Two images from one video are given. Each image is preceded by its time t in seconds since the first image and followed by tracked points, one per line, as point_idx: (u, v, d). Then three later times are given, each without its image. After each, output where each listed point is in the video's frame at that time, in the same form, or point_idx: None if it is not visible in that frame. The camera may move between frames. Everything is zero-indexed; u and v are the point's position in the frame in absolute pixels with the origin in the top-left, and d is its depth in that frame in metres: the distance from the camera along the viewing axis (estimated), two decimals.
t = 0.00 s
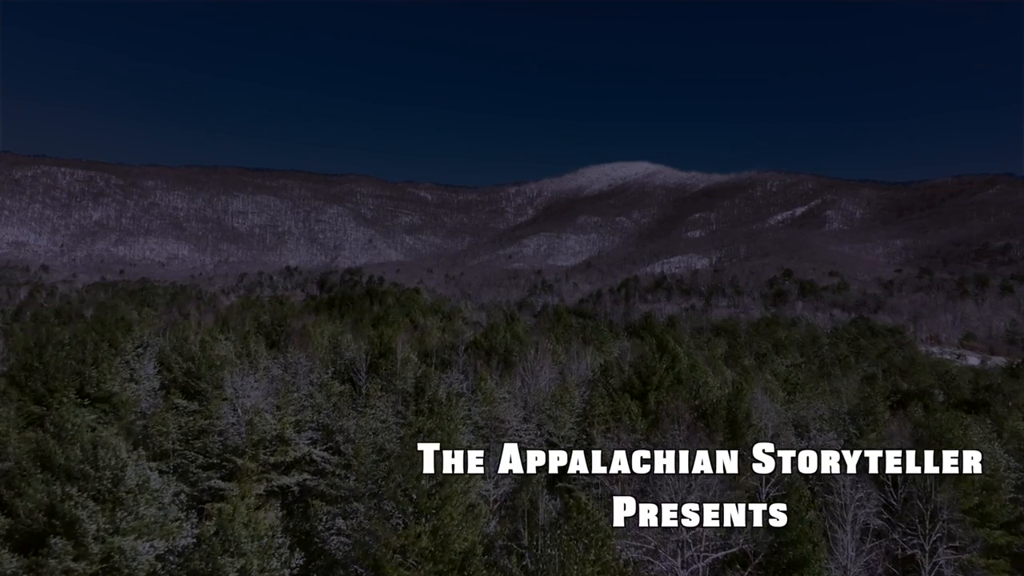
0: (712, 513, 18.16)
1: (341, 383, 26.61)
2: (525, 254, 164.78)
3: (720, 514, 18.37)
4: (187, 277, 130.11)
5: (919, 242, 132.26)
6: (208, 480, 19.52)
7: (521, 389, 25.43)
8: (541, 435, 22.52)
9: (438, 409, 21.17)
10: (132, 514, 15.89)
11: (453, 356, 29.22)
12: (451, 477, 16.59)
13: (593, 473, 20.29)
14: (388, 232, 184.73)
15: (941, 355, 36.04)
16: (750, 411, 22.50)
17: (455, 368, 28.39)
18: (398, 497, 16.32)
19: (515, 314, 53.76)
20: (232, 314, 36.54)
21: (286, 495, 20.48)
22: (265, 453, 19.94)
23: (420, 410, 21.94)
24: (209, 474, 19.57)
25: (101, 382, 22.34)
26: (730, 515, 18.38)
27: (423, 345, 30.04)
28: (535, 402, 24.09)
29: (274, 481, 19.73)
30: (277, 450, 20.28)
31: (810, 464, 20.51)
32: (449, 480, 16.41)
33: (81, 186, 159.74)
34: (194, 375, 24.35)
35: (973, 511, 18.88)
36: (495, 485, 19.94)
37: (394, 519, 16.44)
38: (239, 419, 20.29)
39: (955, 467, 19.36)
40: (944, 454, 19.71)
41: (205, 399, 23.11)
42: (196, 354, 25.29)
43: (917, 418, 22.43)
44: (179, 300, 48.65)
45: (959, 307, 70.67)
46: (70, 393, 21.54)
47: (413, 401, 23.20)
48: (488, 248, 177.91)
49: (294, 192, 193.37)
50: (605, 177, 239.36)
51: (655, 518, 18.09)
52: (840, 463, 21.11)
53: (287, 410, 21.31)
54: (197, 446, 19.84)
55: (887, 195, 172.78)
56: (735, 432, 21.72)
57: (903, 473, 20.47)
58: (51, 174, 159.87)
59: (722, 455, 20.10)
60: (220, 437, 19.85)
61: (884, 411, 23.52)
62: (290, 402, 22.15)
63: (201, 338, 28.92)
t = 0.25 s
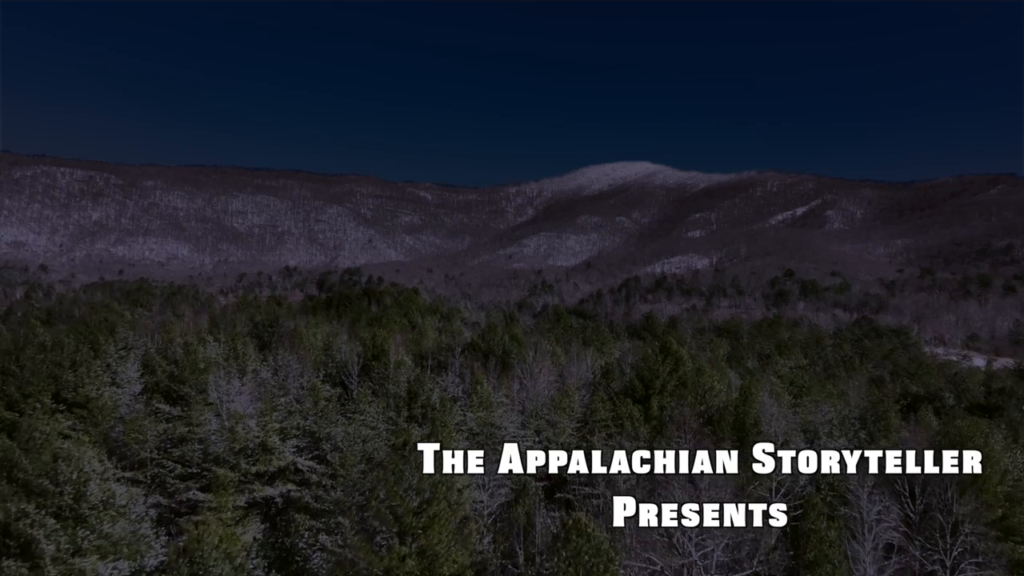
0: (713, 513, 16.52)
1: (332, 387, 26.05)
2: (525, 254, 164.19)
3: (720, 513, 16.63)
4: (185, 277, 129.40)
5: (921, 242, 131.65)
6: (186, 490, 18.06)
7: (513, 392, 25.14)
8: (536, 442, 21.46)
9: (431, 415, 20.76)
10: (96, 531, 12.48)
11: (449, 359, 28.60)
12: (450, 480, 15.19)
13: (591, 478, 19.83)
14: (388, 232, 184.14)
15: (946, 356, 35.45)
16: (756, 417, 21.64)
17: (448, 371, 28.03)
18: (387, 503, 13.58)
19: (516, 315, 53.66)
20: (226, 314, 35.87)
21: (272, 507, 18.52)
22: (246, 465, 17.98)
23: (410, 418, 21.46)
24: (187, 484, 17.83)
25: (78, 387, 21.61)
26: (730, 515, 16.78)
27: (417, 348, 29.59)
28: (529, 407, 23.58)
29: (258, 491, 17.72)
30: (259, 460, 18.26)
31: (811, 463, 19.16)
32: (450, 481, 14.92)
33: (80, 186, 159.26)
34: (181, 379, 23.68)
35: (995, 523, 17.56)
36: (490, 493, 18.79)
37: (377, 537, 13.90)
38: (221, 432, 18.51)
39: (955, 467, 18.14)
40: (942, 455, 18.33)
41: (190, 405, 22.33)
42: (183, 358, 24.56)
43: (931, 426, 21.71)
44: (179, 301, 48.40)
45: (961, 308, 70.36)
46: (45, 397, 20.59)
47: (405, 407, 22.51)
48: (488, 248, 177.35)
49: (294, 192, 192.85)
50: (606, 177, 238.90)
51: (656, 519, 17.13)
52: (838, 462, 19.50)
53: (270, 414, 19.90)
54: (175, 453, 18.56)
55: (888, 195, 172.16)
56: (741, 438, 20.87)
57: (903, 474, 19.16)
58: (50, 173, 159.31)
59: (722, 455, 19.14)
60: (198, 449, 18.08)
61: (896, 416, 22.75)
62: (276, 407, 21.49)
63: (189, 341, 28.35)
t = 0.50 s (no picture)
0: (712, 513, 15.89)
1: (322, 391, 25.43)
2: (525, 254, 163.75)
3: (720, 514, 15.99)
4: (185, 277, 128.98)
5: (922, 242, 131.10)
6: (162, 502, 17.58)
7: (508, 397, 24.44)
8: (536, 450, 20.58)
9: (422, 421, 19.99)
10: (53, 552, 11.31)
11: (444, 362, 27.78)
12: (451, 478, 16.76)
13: (592, 486, 19.31)
14: (388, 232, 183.64)
15: (951, 358, 34.97)
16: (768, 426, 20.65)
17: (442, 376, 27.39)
18: (366, 526, 12.38)
19: (515, 315, 53.17)
20: (219, 315, 35.18)
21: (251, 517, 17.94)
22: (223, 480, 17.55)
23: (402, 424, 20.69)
24: (163, 496, 17.43)
25: (54, 391, 21.06)
26: (730, 515, 16.05)
27: (411, 351, 28.73)
28: (526, 415, 22.76)
29: (238, 504, 17.60)
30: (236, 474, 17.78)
31: (810, 463, 18.14)
32: (440, 497, 13.94)
33: (79, 186, 158.78)
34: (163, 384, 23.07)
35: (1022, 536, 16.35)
36: (485, 502, 17.61)
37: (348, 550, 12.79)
38: (198, 433, 18.81)
39: (956, 467, 17.29)
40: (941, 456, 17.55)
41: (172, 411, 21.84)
42: (169, 360, 23.77)
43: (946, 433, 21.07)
44: (176, 301, 47.93)
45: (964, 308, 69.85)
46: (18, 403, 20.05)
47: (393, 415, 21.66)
48: (488, 248, 176.87)
49: (294, 192, 192.39)
50: (606, 177, 238.40)
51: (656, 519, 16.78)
52: (839, 462, 19.43)
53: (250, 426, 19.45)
54: (151, 464, 18.10)
55: (889, 195, 171.60)
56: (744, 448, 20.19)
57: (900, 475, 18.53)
58: (49, 173, 158.82)
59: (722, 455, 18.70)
60: (177, 458, 18.12)
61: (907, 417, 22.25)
62: (261, 417, 21.14)
63: (175, 342, 27.61)
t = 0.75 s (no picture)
0: (711, 513, 14.98)
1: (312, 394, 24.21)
2: (525, 254, 163.29)
3: (719, 514, 15.08)
4: (184, 277, 128.48)
5: (924, 242, 130.54)
6: (135, 516, 15.17)
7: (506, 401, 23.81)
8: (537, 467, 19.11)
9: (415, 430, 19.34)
10: None
11: (441, 363, 26.94)
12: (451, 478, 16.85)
13: (593, 497, 18.22)
14: (388, 232, 183.09)
15: (958, 359, 34.44)
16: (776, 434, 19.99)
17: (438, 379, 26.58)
18: (344, 549, 12.16)
19: (516, 316, 52.78)
20: (214, 316, 34.60)
21: (233, 533, 15.44)
22: (203, 487, 15.64)
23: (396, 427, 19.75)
24: (136, 509, 15.12)
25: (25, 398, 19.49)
26: (729, 516, 15.17)
27: (405, 355, 27.86)
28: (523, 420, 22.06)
29: (215, 517, 15.07)
30: (218, 480, 15.91)
31: (810, 463, 17.00)
32: (425, 519, 13.91)
33: (79, 186, 158.29)
34: (141, 390, 21.77)
35: None
36: (478, 516, 16.50)
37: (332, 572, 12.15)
38: (177, 442, 16.59)
39: (957, 468, 16.95)
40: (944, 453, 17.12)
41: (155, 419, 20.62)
42: (151, 363, 22.64)
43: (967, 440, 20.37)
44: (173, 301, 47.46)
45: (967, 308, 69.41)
46: None
47: (386, 423, 20.87)
48: (488, 248, 176.41)
49: (294, 192, 191.90)
50: (606, 176, 237.99)
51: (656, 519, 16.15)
52: (838, 464, 18.70)
53: (233, 431, 17.55)
54: (125, 475, 15.99)
55: (890, 195, 171.04)
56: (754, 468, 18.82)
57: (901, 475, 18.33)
58: (49, 173, 158.28)
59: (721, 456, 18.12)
60: (151, 469, 15.86)
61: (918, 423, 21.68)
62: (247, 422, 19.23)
63: (157, 345, 26.25)
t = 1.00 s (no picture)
0: (712, 513, 15.24)
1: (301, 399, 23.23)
2: (525, 254, 162.77)
3: (719, 514, 15.32)
4: (183, 277, 127.97)
5: (925, 242, 130.03)
6: (105, 531, 13.32)
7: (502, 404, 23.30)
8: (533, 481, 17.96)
9: (405, 437, 18.78)
10: None
11: (437, 364, 26.33)
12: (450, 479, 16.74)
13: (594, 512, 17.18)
14: (387, 232, 182.57)
15: (965, 360, 33.92)
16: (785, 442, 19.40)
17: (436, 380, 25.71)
18: None
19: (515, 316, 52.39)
20: (207, 316, 33.97)
21: (211, 548, 14.22)
22: (175, 499, 14.26)
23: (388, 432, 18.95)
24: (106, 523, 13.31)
25: None
26: (728, 516, 15.22)
27: (399, 356, 27.05)
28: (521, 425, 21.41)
29: (190, 533, 13.74)
30: (192, 493, 14.55)
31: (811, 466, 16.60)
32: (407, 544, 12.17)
33: (78, 186, 157.78)
34: (120, 395, 20.64)
35: None
36: (471, 528, 15.62)
37: None
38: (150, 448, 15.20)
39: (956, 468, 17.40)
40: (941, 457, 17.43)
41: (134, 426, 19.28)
42: (128, 365, 21.57)
43: (982, 446, 19.74)
44: (171, 301, 47.10)
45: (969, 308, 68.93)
46: None
47: (376, 429, 20.13)
48: (488, 248, 175.90)
49: (293, 192, 191.47)
50: (607, 176, 237.50)
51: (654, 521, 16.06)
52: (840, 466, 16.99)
53: (212, 438, 16.36)
54: (94, 486, 14.24)
55: (891, 195, 170.56)
56: (771, 479, 17.47)
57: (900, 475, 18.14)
58: (48, 173, 157.80)
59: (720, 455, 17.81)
60: (124, 479, 14.22)
61: (931, 429, 21.06)
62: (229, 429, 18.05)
63: (140, 348, 25.29)
